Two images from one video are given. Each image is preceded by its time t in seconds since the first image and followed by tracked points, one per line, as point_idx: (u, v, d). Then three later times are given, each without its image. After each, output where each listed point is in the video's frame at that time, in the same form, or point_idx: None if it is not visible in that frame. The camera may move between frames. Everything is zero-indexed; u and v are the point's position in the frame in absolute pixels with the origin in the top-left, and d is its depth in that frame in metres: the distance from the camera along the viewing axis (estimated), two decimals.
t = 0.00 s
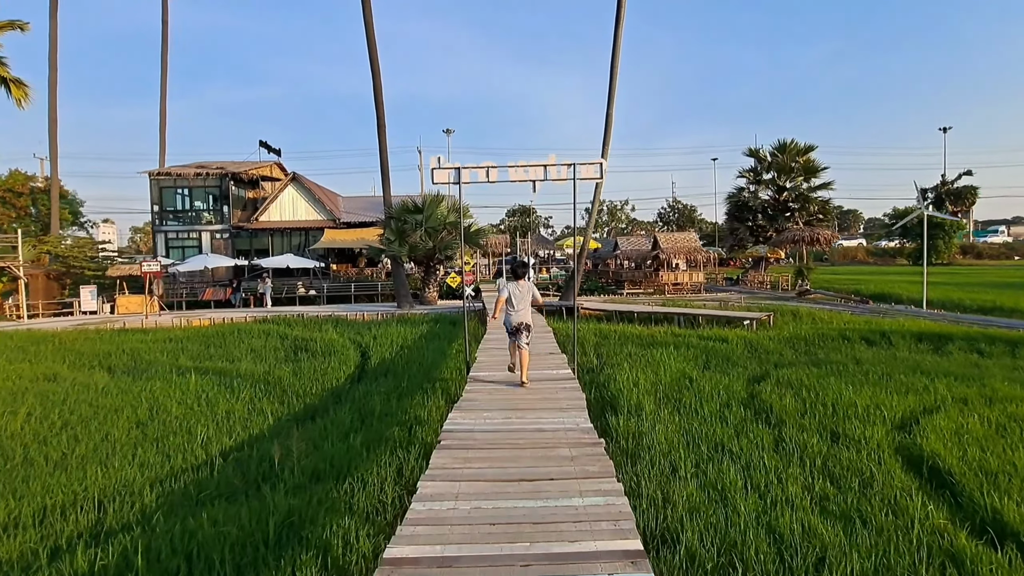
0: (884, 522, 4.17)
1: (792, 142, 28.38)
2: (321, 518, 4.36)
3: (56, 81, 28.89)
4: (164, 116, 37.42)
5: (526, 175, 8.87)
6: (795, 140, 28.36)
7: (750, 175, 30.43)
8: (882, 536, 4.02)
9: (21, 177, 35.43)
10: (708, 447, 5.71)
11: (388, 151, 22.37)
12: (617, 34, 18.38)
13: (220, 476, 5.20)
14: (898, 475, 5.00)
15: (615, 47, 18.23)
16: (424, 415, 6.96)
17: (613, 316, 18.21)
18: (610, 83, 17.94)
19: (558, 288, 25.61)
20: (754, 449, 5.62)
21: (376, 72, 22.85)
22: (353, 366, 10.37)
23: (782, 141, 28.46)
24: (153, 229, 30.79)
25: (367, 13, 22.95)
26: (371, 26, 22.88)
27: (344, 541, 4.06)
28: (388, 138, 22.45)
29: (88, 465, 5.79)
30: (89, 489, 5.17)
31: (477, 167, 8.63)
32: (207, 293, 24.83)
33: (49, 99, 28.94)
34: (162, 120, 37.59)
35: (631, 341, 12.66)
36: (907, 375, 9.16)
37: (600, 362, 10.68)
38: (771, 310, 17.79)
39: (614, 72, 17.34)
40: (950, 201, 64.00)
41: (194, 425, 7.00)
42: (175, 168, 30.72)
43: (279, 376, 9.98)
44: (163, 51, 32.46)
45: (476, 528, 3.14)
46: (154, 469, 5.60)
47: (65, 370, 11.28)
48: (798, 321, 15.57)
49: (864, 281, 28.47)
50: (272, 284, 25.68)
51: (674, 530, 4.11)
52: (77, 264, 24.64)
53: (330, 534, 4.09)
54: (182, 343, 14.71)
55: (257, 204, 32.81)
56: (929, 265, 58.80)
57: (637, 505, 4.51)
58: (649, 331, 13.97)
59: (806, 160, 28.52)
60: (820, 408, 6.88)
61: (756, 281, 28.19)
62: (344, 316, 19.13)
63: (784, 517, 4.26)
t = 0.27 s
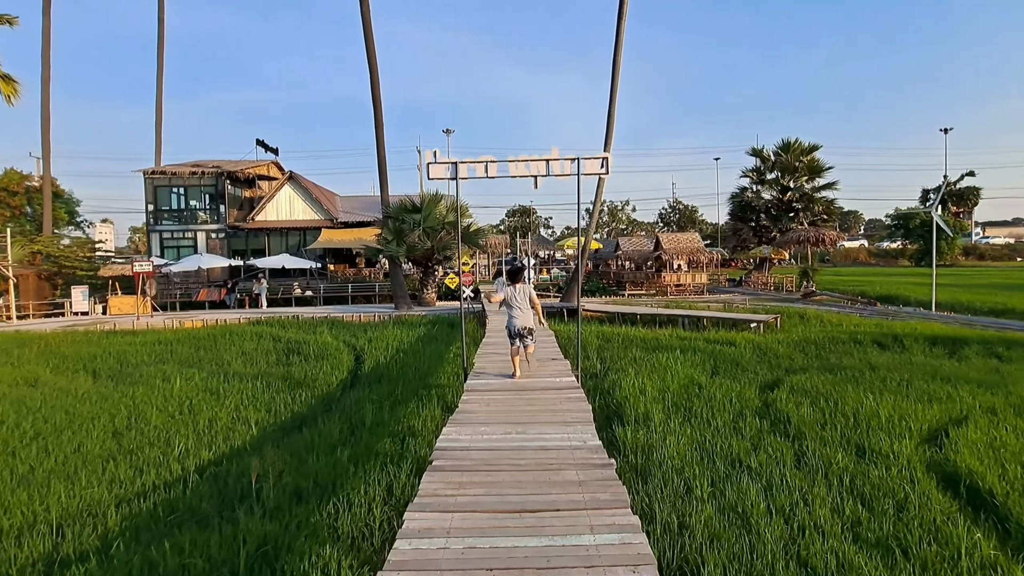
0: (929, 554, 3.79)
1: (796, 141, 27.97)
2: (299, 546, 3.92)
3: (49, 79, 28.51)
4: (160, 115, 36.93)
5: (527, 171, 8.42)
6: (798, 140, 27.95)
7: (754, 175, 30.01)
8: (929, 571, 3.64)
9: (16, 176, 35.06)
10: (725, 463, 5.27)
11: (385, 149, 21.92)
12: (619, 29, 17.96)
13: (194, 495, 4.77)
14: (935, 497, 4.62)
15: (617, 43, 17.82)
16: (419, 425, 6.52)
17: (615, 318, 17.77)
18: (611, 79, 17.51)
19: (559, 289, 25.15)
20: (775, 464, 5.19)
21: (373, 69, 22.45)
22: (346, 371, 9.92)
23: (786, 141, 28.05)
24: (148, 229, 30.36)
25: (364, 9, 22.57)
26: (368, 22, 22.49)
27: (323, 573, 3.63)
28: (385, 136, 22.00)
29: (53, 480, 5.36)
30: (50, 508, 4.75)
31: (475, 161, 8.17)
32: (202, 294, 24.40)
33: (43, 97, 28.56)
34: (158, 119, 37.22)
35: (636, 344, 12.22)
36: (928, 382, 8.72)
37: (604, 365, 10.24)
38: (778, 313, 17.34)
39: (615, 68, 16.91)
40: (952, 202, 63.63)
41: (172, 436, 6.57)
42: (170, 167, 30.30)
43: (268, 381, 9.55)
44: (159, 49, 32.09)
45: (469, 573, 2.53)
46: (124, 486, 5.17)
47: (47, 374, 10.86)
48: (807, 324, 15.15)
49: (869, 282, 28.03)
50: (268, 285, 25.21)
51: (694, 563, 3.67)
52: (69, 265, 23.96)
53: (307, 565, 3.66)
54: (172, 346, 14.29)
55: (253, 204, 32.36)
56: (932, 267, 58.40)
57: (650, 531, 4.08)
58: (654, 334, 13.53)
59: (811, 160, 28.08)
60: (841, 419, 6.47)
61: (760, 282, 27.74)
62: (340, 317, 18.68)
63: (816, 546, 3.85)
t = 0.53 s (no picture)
0: None
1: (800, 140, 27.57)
2: None
3: (42, 76, 28.09)
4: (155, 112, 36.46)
5: (528, 167, 8.00)
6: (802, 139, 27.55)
7: (757, 175, 29.61)
8: None
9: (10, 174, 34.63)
10: (741, 483, 4.87)
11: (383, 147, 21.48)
12: (621, 24, 17.56)
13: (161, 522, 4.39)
14: (975, 522, 4.19)
15: (619, 38, 17.42)
16: (412, 438, 6.13)
17: (617, 320, 17.37)
18: (613, 75, 17.10)
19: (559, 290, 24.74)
20: (796, 485, 4.78)
21: (371, 66, 22.05)
22: (338, 376, 9.51)
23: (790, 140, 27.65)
24: (142, 228, 29.93)
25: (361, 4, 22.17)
26: (366, 17, 22.08)
27: None
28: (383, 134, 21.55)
29: (14, 501, 4.99)
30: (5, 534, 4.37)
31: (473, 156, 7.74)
32: (195, 296, 23.91)
33: (36, 94, 28.14)
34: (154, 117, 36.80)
35: (640, 348, 11.80)
36: (949, 390, 8.30)
37: (608, 370, 9.84)
38: (783, 315, 16.94)
39: (618, 64, 16.50)
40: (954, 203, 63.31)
41: (148, 450, 6.19)
42: (165, 165, 29.89)
43: (257, 387, 9.15)
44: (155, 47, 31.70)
45: None
46: (88, 509, 4.80)
47: (28, 379, 10.47)
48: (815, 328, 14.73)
49: (874, 284, 27.62)
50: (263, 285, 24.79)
51: None
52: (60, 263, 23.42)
53: None
54: (161, 348, 13.88)
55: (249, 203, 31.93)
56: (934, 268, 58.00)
57: (665, 564, 3.68)
58: (658, 338, 13.12)
59: (815, 160, 27.68)
60: (862, 431, 6.06)
61: (763, 283, 27.34)
62: (336, 318, 18.28)
63: None
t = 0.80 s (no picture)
0: None
1: (804, 139, 27.19)
2: None
3: (36, 73, 27.66)
4: (151, 110, 36.02)
5: (529, 159, 7.56)
6: (807, 138, 27.15)
7: (760, 174, 29.20)
8: None
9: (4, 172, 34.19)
10: (764, 503, 4.45)
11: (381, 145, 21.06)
12: (625, 18, 17.13)
13: (125, 549, 3.99)
14: None
15: (622, 33, 16.98)
16: (405, 449, 5.72)
17: (620, 322, 16.95)
18: (616, 70, 16.67)
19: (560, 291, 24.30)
20: (824, 506, 4.36)
21: (368, 62, 21.62)
22: (330, 381, 9.10)
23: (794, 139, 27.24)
24: (137, 227, 29.48)
25: None
26: (363, 12, 21.65)
27: None
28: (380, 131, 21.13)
29: None
30: None
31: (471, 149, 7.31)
32: (189, 296, 23.54)
33: (29, 91, 27.71)
34: (150, 115, 36.37)
35: (645, 351, 11.39)
36: (973, 397, 7.88)
37: (612, 375, 9.42)
38: (791, 317, 16.50)
39: (621, 59, 16.08)
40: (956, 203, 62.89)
41: (123, 465, 5.80)
42: (160, 164, 29.46)
43: (245, 392, 8.73)
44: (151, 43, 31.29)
45: None
46: (49, 533, 4.40)
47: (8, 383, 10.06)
48: (824, 330, 14.31)
49: (880, 285, 27.19)
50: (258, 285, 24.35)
51: None
52: (51, 263, 22.78)
53: None
54: (150, 351, 13.46)
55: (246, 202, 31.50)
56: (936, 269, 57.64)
57: None
58: (663, 340, 12.68)
59: (819, 159, 27.28)
60: (890, 444, 5.63)
61: (767, 284, 26.90)
62: (331, 320, 17.85)
63: None
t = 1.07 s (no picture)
0: None
1: (809, 137, 26.72)
2: None
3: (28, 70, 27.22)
4: (147, 109, 35.56)
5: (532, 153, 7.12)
6: (812, 136, 26.70)
7: (764, 173, 28.75)
8: None
9: None
10: (793, 532, 4.04)
11: (378, 143, 20.62)
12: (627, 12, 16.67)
13: None
14: None
15: (625, 27, 16.52)
16: (400, 465, 5.31)
17: (622, 324, 16.54)
18: (619, 65, 16.21)
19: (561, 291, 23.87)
20: (859, 535, 3.96)
21: (365, 58, 21.18)
22: (322, 387, 8.67)
23: (798, 137, 26.79)
24: (132, 227, 29.06)
25: None
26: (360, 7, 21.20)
27: None
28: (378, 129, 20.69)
29: None
30: None
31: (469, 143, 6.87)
32: (183, 297, 23.06)
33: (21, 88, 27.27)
34: (146, 114, 35.95)
35: (651, 355, 10.94)
36: (1001, 405, 7.44)
37: (618, 380, 8.99)
38: (798, 319, 16.08)
39: (624, 53, 15.61)
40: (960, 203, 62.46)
41: (93, 482, 5.38)
42: (155, 163, 29.04)
43: (231, 399, 8.30)
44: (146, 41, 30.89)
45: None
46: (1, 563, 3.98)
47: None
48: (835, 332, 13.86)
49: (886, 285, 26.73)
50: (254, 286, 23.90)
51: None
52: (43, 264, 22.33)
53: None
54: (138, 354, 13.02)
55: (242, 201, 31.06)
56: (940, 269, 57.21)
57: None
58: (669, 343, 12.25)
59: (824, 157, 26.83)
60: (923, 462, 5.21)
61: (772, 284, 26.48)
62: (327, 322, 17.41)
63: None
